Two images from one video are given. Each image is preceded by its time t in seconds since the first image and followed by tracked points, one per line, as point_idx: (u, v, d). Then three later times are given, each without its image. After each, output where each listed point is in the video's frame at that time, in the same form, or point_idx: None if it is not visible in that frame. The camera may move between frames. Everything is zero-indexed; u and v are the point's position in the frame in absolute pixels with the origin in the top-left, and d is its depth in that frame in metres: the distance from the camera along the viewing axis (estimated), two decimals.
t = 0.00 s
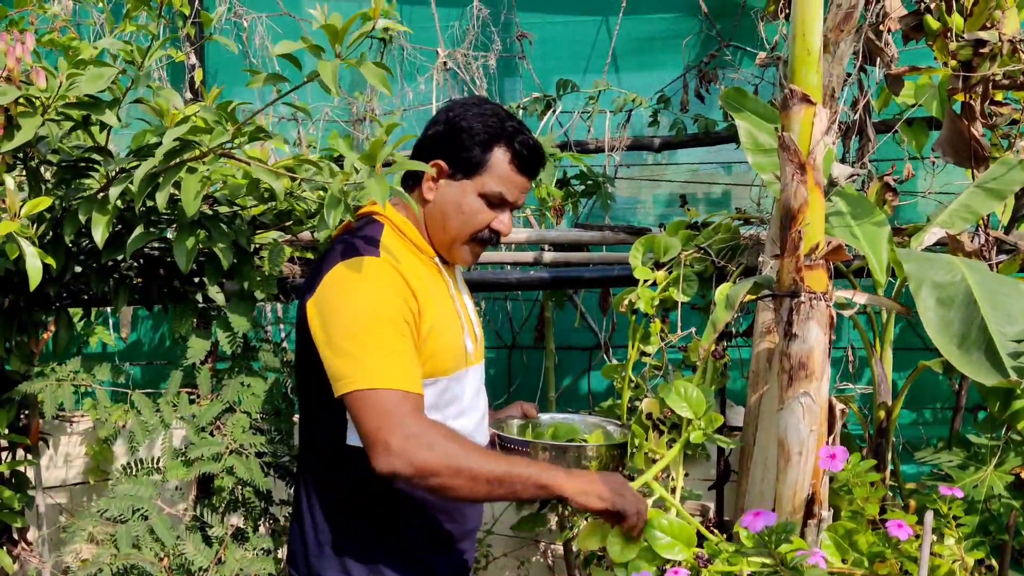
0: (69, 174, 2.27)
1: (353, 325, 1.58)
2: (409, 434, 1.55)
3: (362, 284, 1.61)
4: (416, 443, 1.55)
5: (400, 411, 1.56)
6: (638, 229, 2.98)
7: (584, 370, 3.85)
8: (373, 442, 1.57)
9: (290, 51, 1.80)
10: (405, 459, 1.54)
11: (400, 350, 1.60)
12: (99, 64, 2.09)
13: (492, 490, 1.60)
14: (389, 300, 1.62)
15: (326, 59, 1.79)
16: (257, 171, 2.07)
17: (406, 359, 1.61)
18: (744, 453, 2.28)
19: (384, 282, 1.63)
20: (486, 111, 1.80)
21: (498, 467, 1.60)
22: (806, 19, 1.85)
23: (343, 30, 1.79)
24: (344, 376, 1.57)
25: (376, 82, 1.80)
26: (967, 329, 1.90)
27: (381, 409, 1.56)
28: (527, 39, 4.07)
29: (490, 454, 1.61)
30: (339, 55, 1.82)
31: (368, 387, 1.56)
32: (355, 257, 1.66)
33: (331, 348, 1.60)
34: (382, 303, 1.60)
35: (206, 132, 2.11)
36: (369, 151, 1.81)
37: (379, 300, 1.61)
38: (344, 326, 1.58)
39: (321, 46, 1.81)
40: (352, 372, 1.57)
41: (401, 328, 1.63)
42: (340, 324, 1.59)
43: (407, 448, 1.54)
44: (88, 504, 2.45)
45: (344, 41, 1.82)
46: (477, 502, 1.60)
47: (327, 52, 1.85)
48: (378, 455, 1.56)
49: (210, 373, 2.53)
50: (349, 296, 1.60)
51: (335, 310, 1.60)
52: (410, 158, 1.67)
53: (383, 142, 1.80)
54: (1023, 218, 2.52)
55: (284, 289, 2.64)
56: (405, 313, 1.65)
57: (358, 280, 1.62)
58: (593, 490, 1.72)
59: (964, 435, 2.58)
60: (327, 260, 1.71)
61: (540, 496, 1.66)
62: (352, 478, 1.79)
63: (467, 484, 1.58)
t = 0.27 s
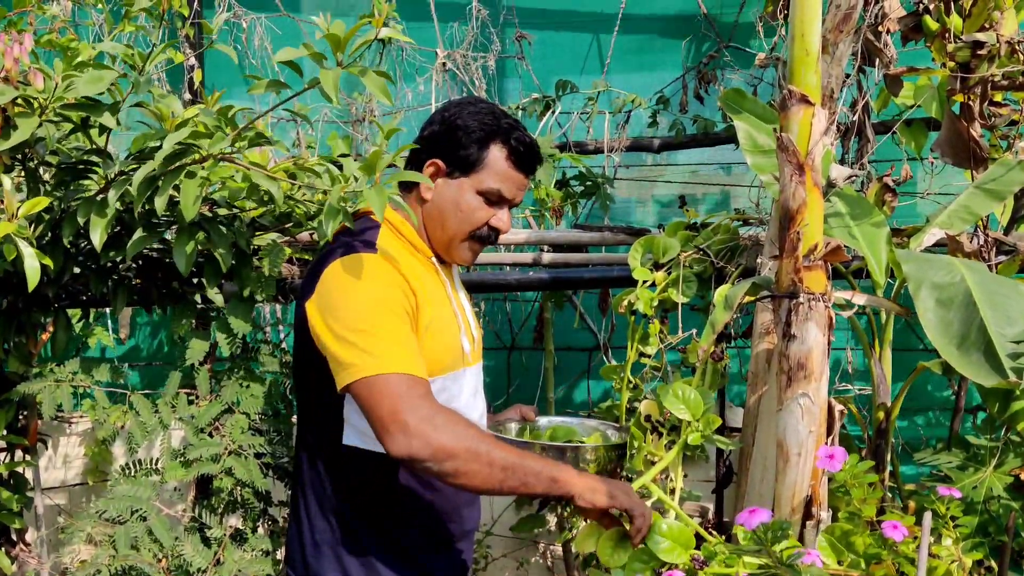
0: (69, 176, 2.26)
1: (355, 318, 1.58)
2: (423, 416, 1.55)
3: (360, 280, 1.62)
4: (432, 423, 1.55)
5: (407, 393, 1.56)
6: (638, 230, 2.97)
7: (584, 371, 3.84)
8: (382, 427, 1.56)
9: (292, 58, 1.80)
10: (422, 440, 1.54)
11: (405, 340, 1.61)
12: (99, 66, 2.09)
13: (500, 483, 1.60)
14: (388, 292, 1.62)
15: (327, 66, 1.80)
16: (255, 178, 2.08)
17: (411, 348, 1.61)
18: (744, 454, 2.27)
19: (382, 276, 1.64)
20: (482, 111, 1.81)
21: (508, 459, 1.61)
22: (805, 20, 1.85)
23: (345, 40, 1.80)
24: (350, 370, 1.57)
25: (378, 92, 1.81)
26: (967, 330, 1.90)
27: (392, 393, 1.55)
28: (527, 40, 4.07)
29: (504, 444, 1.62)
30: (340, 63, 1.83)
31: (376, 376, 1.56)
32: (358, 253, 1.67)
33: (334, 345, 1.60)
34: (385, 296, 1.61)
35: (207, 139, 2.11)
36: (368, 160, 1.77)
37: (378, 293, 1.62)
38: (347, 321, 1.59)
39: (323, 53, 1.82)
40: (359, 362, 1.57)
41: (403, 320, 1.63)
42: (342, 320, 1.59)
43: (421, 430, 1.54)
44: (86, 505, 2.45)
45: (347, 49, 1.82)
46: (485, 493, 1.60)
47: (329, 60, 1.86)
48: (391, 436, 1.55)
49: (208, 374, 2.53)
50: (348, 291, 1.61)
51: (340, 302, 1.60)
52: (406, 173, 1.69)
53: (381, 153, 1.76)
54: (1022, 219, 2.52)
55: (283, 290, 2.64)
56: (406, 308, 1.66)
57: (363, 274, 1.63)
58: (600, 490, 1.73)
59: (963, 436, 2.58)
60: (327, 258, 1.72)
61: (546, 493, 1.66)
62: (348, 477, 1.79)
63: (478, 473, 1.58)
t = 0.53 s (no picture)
0: (66, 176, 2.27)
1: (359, 319, 1.58)
2: (434, 415, 1.55)
3: (361, 281, 1.61)
4: (443, 422, 1.55)
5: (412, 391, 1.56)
6: (637, 230, 2.97)
7: (583, 372, 3.83)
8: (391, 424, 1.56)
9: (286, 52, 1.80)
10: (433, 437, 1.54)
11: (408, 338, 1.60)
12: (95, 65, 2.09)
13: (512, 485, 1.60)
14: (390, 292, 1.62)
15: (321, 60, 1.78)
16: (252, 173, 2.05)
17: (415, 346, 1.61)
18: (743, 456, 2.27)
19: (381, 276, 1.64)
20: (479, 108, 1.81)
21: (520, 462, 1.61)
22: (803, 21, 1.85)
23: (338, 32, 1.78)
24: (356, 370, 1.57)
25: (371, 84, 1.79)
26: (965, 331, 1.89)
27: (400, 392, 1.55)
28: (526, 41, 4.07)
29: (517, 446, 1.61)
30: (334, 55, 1.80)
31: (382, 374, 1.55)
32: (358, 253, 1.67)
33: (338, 346, 1.60)
34: (386, 295, 1.61)
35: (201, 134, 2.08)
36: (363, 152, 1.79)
37: (380, 293, 1.61)
38: (350, 321, 1.58)
39: (316, 46, 1.80)
40: (364, 361, 1.56)
41: (404, 318, 1.63)
42: (345, 321, 1.59)
43: (431, 428, 1.54)
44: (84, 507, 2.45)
45: (340, 41, 1.80)
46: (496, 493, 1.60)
47: (323, 53, 1.84)
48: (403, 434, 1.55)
49: (206, 375, 2.52)
50: (350, 292, 1.60)
51: (342, 302, 1.60)
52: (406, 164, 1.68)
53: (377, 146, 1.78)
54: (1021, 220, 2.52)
55: (282, 291, 2.64)
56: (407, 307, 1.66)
57: (365, 274, 1.63)
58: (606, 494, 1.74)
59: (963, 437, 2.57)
60: (327, 258, 1.71)
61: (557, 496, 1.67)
62: (345, 477, 1.79)
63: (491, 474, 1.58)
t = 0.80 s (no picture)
0: (64, 178, 2.27)
1: (360, 321, 1.58)
2: (432, 418, 1.54)
3: (362, 282, 1.61)
4: (440, 425, 1.54)
5: (411, 395, 1.55)
6: (636, 232, 2.97)
7: (583, 374, 3.83)
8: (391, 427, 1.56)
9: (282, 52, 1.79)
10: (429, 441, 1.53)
11: (409, 340, 1.60)
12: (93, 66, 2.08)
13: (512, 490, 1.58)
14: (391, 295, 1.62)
15: (318, 60, 1.77)
16: (249, 174, 2.04)
17: (416, 349, 1.60)
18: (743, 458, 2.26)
19: (382, 278, 1.63)
20: (480, 109, 1.81)
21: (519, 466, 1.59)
22: (803, 23, 1.85)
23: (334, 32, 1.77)
24: (356, 373, 1.56)
25: (368, 84, 1.77)
26: (965, 334, 1.90)
27: (400, 395, 1.54)
28: (526, 42, 4.07)
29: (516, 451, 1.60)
30: (331, 55, 1.79)
31: (382, 376, 1.55)
32: (358, 255, 1.66)
33: (339, 348, 1.59)
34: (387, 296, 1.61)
35: (199, 136, 2.07)
36: (361, 152, 1.77)
37: (381, 295, 1.61)
38: (351, 323, 1.58)
39: (314, 47, 1.79)
40: (364, 363, 1.56)
41: (405, 319, 1.62)
42: (346, 323, 1.59)
43: (430, 432, 1.53)
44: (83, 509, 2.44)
45: (337, 42, 1.79)
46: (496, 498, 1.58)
47: (320, 53, 1.83)
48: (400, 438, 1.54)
49: (206, 377, 2.52)
50: (352, 294, 1.60)
51: (342, 304, 1.60)
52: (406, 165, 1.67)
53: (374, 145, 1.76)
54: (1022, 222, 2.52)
55: (281, 293, 2.63)
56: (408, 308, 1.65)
57: (365, 275, 1.62)
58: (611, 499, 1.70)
59: (963, 439, 2.57)
60: (328, 260, 1.71)
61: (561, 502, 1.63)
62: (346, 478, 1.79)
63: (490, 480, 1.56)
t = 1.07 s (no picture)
0: (64, 179, 2.28)
1: (360, 324, 1.57)
2: (434, 422, 1.54)
3: (361, 285, 1.61)
4: (441, 430, 1.54)
5: (413, 398, 1.55)
6: (637, 233, 2.96)
7: (582, 375, 3.83)
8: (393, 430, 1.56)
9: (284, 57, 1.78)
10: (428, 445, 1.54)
11: (410, 341, 1.59)
12: (93, 67, 2.08)
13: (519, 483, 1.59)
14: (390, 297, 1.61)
15: (320, 66, 1.77)
16: (249, 177, 2.04)
17: (417, 350, 1.60)
18: (743, 460, 2.26)
19: (381, 281, 1.63)
20: (480, 111, 1.81)
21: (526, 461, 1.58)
22: (803, 24, 1.85)
23: (337, 39, 1.77)
24: (357, 376, 1.56)
25: (369, 90, 1.77)
26: (965, 335, 1.90)
27: (402, 398, 1.54)
28: (526, 43, 4.07)
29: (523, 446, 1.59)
30: (334, 63, 1.79)
31: (383, 379, 1.54)
32: (357, 257, 1.66)
33: (338, 351, 1.59)
34: (386, 298, 1.60)
35: (199, 138, 2.06)
36: (361, 159, 1.77)
37: (381, 297, 1.61)
38: (350, 327, 1.58)
39: (316, 53, 1.79)
40: (365, 367, 1.56)
41: (406, 320, 1.62)
42: (345, 327, 1.58)
43: (432, 436, 1.54)
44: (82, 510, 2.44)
45: (340, 50, 1.79)
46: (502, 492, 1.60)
47: (321, 57, 1.83)
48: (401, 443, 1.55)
49: (205, 378, 2.52)
50: (350, 297, 1.60)
51: (341, 309, 1.60)
52: (403, 170, 1.65)
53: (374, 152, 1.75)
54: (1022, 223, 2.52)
55: (281, 293, 2.63)
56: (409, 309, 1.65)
57: (363, 278, 1.62)
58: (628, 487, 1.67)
59: (963, 440, 2.57)
60: (326, 264, 1.71)
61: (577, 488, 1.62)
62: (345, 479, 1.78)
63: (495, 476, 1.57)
